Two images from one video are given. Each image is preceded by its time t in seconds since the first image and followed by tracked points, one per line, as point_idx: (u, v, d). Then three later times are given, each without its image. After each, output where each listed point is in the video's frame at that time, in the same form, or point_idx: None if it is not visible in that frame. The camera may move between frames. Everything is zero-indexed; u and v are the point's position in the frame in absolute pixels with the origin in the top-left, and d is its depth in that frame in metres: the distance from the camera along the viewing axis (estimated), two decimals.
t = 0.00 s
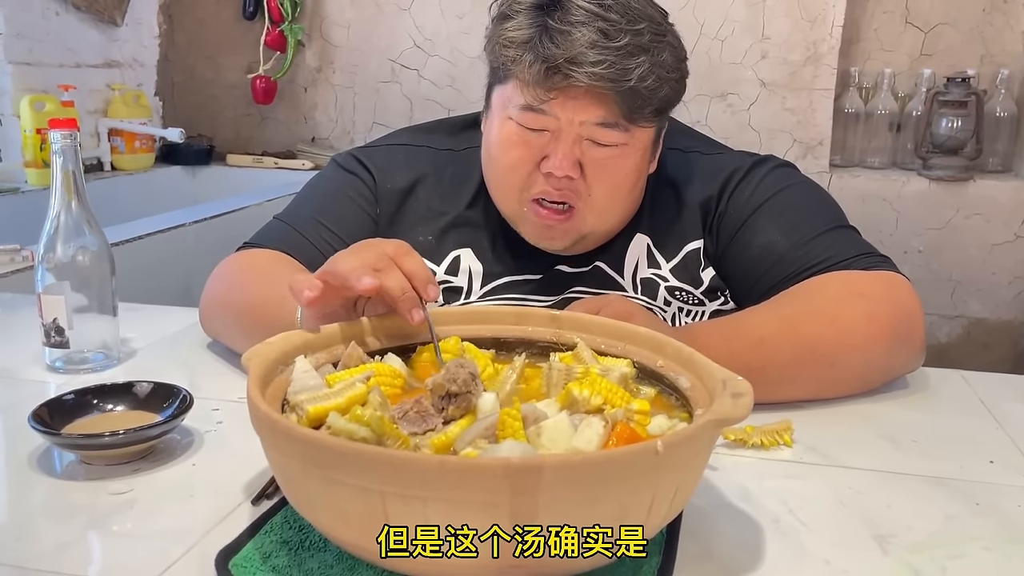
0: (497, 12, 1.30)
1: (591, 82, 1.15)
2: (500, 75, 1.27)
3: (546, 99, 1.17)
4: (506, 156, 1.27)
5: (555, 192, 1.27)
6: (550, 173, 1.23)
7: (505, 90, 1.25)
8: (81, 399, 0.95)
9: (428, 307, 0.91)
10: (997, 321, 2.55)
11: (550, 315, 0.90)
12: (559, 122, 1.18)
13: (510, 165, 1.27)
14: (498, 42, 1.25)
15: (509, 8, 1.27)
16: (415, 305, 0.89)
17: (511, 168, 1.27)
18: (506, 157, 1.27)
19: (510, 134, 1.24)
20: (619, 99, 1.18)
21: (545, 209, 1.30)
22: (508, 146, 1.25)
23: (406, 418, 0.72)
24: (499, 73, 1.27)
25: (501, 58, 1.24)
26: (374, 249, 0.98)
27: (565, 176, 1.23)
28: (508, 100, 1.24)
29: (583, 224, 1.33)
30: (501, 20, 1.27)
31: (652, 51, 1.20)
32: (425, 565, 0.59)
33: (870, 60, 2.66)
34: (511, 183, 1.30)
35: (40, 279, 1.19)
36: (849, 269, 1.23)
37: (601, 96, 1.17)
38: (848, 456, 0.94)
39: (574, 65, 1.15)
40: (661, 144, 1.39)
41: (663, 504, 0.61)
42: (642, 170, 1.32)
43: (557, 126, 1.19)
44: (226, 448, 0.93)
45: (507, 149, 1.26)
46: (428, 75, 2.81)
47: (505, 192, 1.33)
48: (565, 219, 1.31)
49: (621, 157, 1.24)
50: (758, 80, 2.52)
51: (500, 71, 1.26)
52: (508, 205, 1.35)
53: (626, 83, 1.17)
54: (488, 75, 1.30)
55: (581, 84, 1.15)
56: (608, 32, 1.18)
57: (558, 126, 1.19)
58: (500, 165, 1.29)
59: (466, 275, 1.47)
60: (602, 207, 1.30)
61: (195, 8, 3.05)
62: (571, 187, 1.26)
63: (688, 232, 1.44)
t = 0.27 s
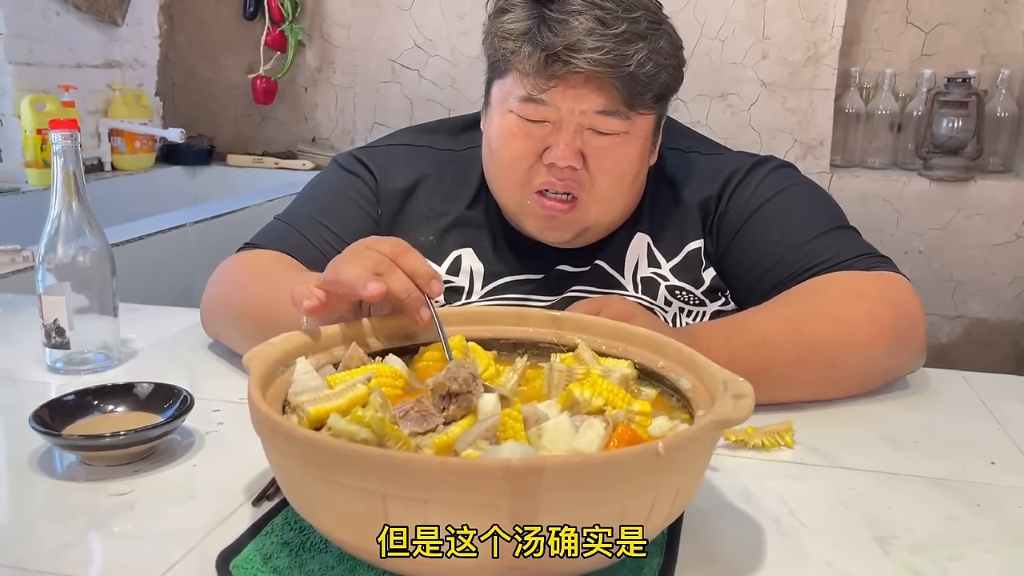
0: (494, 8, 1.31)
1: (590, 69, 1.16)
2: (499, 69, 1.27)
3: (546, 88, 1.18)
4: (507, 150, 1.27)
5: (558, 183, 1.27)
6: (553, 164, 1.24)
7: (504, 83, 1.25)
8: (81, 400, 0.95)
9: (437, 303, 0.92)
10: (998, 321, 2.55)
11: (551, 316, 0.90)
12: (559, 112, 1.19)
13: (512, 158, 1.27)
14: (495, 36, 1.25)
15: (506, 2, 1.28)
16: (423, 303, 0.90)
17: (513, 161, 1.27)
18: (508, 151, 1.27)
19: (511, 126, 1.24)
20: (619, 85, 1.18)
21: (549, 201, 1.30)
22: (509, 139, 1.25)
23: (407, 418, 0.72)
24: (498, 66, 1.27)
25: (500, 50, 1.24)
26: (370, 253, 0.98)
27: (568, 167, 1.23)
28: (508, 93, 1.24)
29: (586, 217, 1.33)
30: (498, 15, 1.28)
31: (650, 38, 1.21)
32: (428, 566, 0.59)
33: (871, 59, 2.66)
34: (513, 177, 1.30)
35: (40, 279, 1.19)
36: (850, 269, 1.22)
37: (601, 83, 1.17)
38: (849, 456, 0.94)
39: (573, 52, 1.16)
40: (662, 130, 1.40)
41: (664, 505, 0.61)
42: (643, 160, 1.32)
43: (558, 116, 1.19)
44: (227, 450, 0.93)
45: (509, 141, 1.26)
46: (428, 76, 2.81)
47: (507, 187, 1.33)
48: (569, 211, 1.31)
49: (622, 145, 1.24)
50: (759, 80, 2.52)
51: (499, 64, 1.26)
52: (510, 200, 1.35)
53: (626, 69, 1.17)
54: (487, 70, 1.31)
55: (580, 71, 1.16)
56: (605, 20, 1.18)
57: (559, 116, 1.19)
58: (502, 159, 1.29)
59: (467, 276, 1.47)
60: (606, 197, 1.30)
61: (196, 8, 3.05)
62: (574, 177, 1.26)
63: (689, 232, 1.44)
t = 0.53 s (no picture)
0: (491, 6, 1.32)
1: (588, 60, 1.16)
2: (498, 65, 1.28)
3: (544, 81, 1.18)
4: (507, 145, 1.27)
5: (558, 178, 1.27)
6: (552, 159, 1.23)
7: (503, 79, 1.26)
8: (84, 401, 0.95)
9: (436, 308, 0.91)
10: (999, 322, 2.55)
11: (553, 317, 0.90)
12: (558, 105, 1.19)
13: (512, 153, 1.27)
14: (494, 32, 1.26)
15: None
16: (422, 309, 0.89)
17: (513, 156, 1.27)
18: (508, 147, 1.27)
19: (510, 121, 1.24)
20: (617, 76, 1.19)
21: (552, 192, 1.28)
22: (509, 134, 1.26)
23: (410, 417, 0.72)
24: (496, 63, 1.28)
25: (498, 45, 1.25)
26: (376, 255, 0.97)
27: (568, 161, 1.23)
28: (507, 88, 1.25)
29: (587, 212, 1.32)
30: (496, 11, 1.29)
31: (647, 31, 1.21)
32: (431, 567, 0.59)
33: (872, 60, 2.66)
34: (512, 173, 1.30)
35: (42, 280, 1.19)
36: (851, 269, 1.22)
37: (599, 74, 1.18)
38: (851, 457, 0.94)
39: (571, 44, 1.16)
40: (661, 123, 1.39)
41: (667, 506, 0.61)
42: (643, 155, 1.31)
43: (557, 109, 1.20)
44: (229, 450, 0.93)
45: (509, 137, 1.26)
46: (429, 76, 2.81)
47: (507, 184, 1.32)
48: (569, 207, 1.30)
49: (622, 139, 1.24)
50: (760, 80, 2.52)
51: (498, 60, 1.27)
52: (510, 197, 1.35)
53: (624, 60, 1.18)
54: (486, 68, 1.32)
55: (579, 63, 1.16)
56: (602, 13, 1.19)
57: (558, 109, 1.20)
58: (502, 155, 1.29)
59: (469, 276, 1.47)
60: (607, 191, 1.30)
61: (197, 8, 3.05)
62: (574, 172, 1.25)
63: (691, 233, 1.44)
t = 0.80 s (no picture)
0: (470, 29, 1.31)
1: (581, 74, 1.16)
2: (490, 92, 1.27)
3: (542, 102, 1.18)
4: (517, 165, 1.28)
5: (572, 190, 1.28)
6: (564, 173, 1.25)
7: (498, 104, 1.25)
8: (86, 401, 0.95)
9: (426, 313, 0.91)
10: (1000, 322, 2.55)
11: (555, 318, 0.90)
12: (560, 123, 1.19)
13: (523, 172, 1.28)
14: (479, 61, 1.25)
15: (481, 25, 1.27)
16: (411, 316, 0.88)
17: (524, 176, 1.28)
18: (519, 167, 1.28)
19: (517, 144, 1.25)
20: (611, 82, 1.18)
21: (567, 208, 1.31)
22: (518, 155, 1.27)
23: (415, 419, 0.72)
24: (488, 90, 1.27)
25: (487, 74, 1.24)
26: (368, 262, 0.97)
27: (579, 171, 1.24)
28: (505, 113, 1.24)
29: (606, 215, 1.33)
30: (477, 39, 1.27)
31: (630, 28, 1.20)
32: (434, 568, 0.59)
33: (873, 60, 2.66)
34: (525, 191, 1.31)
35: (44, 280, 1.19)
36: (853, 270, 1.22)
37: (593, 84, 1.17)
38: (853, 458, 0.94)
39: (560, 62, 1.15)
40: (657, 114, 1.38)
41: (670, 507, 0.61)
42: (646, 151, 1.31)
43: (560, 126, 1.20)
44: (230, 451, 0.93)
45: (518, 158, 1.27)
46: (430, 76, 2.81)
47: (520, 201, 1.34)
48: (589, 214, 1.32)
49: (627, 138, 1.24)
50: (761, 80, 2.52)
51: (489, 88, 1.26)
52: (525, 213, 1.36)
53: (615, 65, 1.17)
54: (477, 95, 1.31)
55: (572, 78, 1.16)
56: (583, 22, 1.18)
57: (560, 126, 1.20)
58: (512, 175, 1.30)
59: (472, 277, 1.47)
60: (621, 193, 1.30)
61: (198, 8, 3.05)
62: (586, 180, 1.26)
63: (692, 233, 1.44)
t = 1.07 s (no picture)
0: (472, 13, 1.31)
1: (566, 67, 1.16)
2: (482, 76, 1.27)
3: (525, 91, 1.19)
4: (498, 155, 1.28)
5: (551, 182, 1.28)
6: (544, 165, 1.24)
7: (488, 90, 1.26)
8: (86, 400, 0.95)
9: (427, 310, 0.91)
10: (1001, 322, 2.54)
11: (556, 317, 0.90)
12: (542, 113, 1.20)
13: (504, 163, 1.28)
14: (474, 43, 1.26)
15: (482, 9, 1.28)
16: (411, 313, 0.88)
17: (504, 166, 1.28)
18: (499, 156, 1.28)
19: (499, 132, 1.25)
20: (596, 80, 1.18)
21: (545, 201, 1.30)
22: (499, 144, 1.26)
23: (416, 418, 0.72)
24: (481, 74, 1.28)
25: (479, 58, 1.25)
26: (366, 259, 0.97)
27: (559, 166, 1.24)
28: (493, 99, 1.25)
29: (584, 214, 1.33)
30: (475, 21, 1.28)
31: (624, 29, 1.20)
32: (436, 567, 0.59)
33: (874, 59, 2.66)
34: (505, 181, 1.30)
35: (45, 280, 1.19)
36: (854, 269, 1.22)
37: (578, 79, 1.18)
38: (855, 457, 0.94)
39: (547, 53, 1.16)
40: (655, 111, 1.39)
41: (672, 507, 0.61)
42: (635, 153, 1.32)
43: (542, 118, 1.20)
44: (231, 450, 0.93)
45: (499, 147, 1.27)
46: (431, 76, 2.81)
47: (501, 192, 1.34)
48: (565, 210, 1.32)
49: (611, 138, 1.24)
50: (762, 80, 2.52)
51: (482, 72, 1.27)
52: (507, 205, 1.36)
53: (601, 63, 1.17)
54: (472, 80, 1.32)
55: (556, 71, 1.16)
56: (576, 15, 1.18)
57: (543, 117, 1.20)
58: (494, 164, 1.30)
59: (471, 276, 1.47)
60: (601, 193, 1.30)
61: (198, 8, 3.05)
62: (567, 175, 1.26)
63: (693, 233, 1.44)
